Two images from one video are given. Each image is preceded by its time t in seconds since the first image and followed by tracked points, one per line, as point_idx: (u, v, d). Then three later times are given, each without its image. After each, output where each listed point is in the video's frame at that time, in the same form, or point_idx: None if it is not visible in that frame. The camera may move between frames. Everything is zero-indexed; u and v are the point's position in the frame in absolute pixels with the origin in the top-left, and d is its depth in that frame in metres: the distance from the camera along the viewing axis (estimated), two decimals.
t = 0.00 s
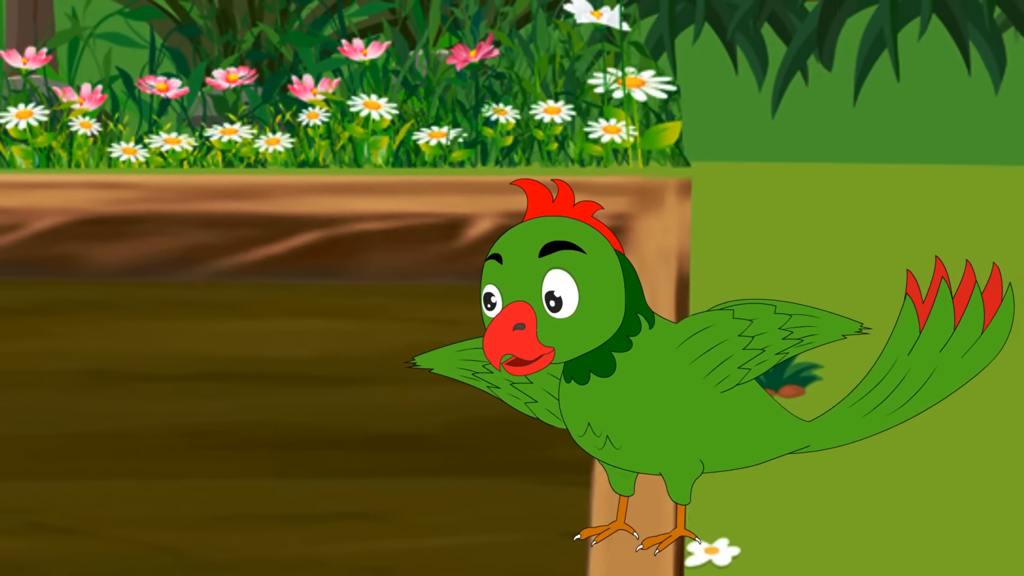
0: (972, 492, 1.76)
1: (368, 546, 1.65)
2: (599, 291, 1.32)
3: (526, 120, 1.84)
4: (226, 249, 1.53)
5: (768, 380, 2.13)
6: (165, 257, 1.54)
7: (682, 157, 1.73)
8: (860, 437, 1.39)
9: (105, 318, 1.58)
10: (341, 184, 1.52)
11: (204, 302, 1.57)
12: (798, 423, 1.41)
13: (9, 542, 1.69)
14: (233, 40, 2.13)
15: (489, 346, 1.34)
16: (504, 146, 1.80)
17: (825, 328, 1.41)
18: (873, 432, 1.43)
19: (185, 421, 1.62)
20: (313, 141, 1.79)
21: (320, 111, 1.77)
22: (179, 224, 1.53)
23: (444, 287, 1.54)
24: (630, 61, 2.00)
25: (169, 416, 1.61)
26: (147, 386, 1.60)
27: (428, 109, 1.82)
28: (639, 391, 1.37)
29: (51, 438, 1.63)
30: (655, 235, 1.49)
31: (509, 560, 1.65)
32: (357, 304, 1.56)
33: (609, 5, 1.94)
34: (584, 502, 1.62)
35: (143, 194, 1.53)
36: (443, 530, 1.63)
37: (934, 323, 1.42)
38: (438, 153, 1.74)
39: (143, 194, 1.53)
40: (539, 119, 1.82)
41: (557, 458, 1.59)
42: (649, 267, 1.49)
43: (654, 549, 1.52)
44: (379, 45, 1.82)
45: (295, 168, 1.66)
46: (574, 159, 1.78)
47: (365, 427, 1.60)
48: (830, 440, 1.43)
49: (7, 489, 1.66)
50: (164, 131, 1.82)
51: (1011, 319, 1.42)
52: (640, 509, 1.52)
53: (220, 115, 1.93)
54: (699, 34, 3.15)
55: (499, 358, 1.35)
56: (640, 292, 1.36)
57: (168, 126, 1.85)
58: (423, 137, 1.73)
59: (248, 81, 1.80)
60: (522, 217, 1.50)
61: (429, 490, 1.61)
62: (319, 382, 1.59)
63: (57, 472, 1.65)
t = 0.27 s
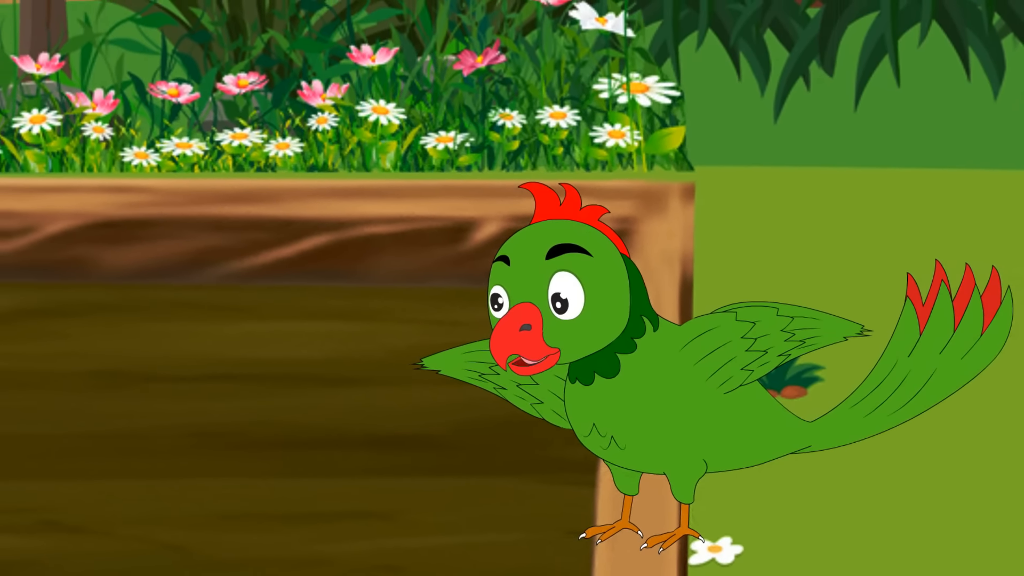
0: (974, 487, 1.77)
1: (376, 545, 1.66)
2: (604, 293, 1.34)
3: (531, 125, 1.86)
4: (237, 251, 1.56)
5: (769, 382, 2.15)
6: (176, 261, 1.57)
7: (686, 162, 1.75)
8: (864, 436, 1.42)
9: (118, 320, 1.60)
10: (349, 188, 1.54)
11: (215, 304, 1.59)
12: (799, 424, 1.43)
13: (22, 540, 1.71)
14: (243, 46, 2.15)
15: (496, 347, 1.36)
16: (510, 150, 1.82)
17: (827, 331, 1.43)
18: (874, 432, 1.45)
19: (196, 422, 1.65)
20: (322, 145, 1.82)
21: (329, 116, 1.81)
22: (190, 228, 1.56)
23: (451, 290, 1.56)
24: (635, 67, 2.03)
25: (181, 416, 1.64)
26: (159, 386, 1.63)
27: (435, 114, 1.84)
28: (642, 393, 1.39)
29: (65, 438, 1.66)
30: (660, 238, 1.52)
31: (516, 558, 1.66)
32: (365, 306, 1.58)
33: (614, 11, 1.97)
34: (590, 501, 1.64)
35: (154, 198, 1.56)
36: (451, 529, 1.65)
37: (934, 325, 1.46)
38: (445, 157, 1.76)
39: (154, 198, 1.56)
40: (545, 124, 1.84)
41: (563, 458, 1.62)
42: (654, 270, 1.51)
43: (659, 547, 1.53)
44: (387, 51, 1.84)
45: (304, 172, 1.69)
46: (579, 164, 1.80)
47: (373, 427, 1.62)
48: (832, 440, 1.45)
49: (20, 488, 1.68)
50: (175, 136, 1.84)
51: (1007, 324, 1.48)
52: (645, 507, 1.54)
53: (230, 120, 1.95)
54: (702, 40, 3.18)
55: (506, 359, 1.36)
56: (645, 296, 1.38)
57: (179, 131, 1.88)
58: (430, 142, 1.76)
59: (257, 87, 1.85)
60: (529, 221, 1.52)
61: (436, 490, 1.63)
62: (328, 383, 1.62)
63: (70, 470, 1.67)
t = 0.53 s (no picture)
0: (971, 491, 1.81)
1: (386, 544, 1.69)
2: (609, 296, 1.36)
3: (537, 130, 1.88)
4: (248, 255, 1.58)
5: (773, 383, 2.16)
6: (189, 263, 1.59)
7: (690, 167, 1.77)
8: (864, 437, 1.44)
9: (131, 322, 1.63)
10: (359, 192, 1.56)
11: (227, 307, 1.62)
12: (801, 424, 1.45)
13: (37, 539, 1.73)
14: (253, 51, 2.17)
15: (502, 347, 1.40)
16: (517, 155, 1.85)
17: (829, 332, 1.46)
18: (875, 432, 1.47)
19: (209, 423, 1.68)
20: (332, 150, 1.85)
21: (338, 121, 1.83)
22: (201, 231, 1.58)
23: (458, 292, 1.59)
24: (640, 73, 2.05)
25: (194, 417, 1.68)
26: (172, 388, 1.66)
27: (442, 119, 1.88)
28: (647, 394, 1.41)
29: (80, 438, 1.69)
30: (663, 241, 1.54)
31: (524, 557, 1.69)
32: (374, 308, 1.61)
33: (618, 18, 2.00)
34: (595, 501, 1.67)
35: (166, 202, 1.58)
36: (459, 528, 1.68)
37: (934, 326, 1.47)
38: (453, 162, 1.78)
39: (166, 202, 1.58)
40: (551, 129, 1.86)
41: (568, 458, 1.65)
42: (658, 273, 1.53)
43: (663, 545, 1.55)
44: (396, 57, 1.87)
45: (313, 176, 1.71)
46: (584, 168, 1.83)
47: (382, 428, 1.65)
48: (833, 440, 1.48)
49: (35, 488, 1.71)
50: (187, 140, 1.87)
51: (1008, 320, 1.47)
52: (649, 506, 1.57)
53: (240, 125, 1.98)
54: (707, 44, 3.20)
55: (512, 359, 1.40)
56: (649, 299, 1.41)
57: (190, 136, 1.91)
58: (438, 146, 1.79)
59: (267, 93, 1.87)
60: (535, 224, 1.54)
61: (444, 490, 1.66)
62: (337, 385, 1.65)
63: (84, 470, 1.70)
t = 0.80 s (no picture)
0: (971, 483, 1.83)
1: (395, 543, 1.71)
2: (615, 296, 1.38)
3: (544, 134, 1.90)
4: (258, 257, 1.60)
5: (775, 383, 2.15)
6: (200, 266, 1.62)
7: (693, 171, 1.79)
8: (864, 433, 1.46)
9: (144, 325, 1.66)
10: (368, 196, 1.59)
11: (238, 309, 1.65)
12: (802, 424, 1.48)
13: (49, 537, 1.76)
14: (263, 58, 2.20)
15: (509, 346, 1.41)
16: (523, 159, 1.87)
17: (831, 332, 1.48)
18: (875, 430, 1.50)
19: (220, 424, 1.70)
20: (341, 154, 1.88)
21: (347, 126, 1.88)
22: (212, 234, 1.61)
23: (465, 294, 1.61)
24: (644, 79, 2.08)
25: (205, 417, 1.70)
26: (183, 389, 1.70)
27: (450, 124, 1.90)
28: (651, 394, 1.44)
29: (92, 438, 1.71)
30: (668, 244, 1.56)
31: (531, 556, 1.71)
32: (382, 310, 1.64)
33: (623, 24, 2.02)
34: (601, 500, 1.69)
35: (177, 206, 1.61)
36: (466, 527, 1.70)
37: (930, 323, 1.50)
38: (460, 166, 1.81)
39: (178, 205, 1.61)
40: (557, 133, 1.89)
41: (572, 458, 1.68)
42: (662, 275, 1.55)
43: (667, 544, 1.57)
44: (403, 63, 1.90)
45: (323, 180, 1.74)
46: (590, 172, 1.85)
47: (390, 428, 1.68)
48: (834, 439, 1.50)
49: (48, 487, 1.74)
50: (197, 145, 1.90)
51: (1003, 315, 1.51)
52: (652, 505, 1.60)
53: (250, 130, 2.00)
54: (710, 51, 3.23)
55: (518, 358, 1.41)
56: (654, 300, 1.43)
57: (201, 140, 1.93)
58: (446, 151, 1.81)
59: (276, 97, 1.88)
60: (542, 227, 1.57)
61: (451, 489, 1.68)
62: (346, 385, 1.67)
63: (96, 470, 1.72)
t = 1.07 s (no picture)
0: (971, 514, 1.89)
1: (405, 540, 1.75)
2: (624, 290, 1.41)
3: (550, 139, 1.93)
4: (270, 260, 1.63)
5: (778, 384, 2.32)
6: (212, 269, 1.64)
7: (698, 175, 1.82)
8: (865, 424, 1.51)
9: (157, 326, 1.69)
10: (377, 200, 1.62)
11: (249, 310, 1.68)
12: (803, 422, 1.51)
13: (63, 535, 1.79)
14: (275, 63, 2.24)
15: (515, 333, 1.43)
16: (530, 163, 1.89)
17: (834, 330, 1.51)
18: (873, 416, 1.54)
19: (229, 424, 1.72)
20: (350, 159, 1.91)
21: (356, 132, 1.90)
22: (223, 237, 1.63)
23: (472, 297, 1.64)
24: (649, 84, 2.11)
25: (216, 418, 1.72)
26: (195, 389, 1.71)
27: (457, 129, 1.93)
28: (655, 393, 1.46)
29: (104, 438, 1.73)
30: (672, 248, 1.59)
31: (533, 554, 1.75)
32: (391, 312, 1.66)
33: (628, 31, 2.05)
34: (606, 499, 1.72)
35: (189, 210, 1.64)
36: (472, 525, 1.74)
37: (914, 302, 1.54)
38: (468, 170, 1.85)
39: (190, 209, 1.64)
40: (562, 138, 1.91)
41: (581, 457, 1.69)
42: (668, 276, 1.58)
43: (671, 542, 1.61)
44: (412, 69, 1.93)
45: (332, 184, 1.77)
46: (594, 176, 1.88)
47: (399, 428, 1.70)
48: (834, 431, 1.55)
49: (61, 486, 1.76)
50: (209, 150, 1.93)
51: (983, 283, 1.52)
52: (657, 504, 1.61)
53: (261, 135, 2.03)
54: (714, 56, 3.25)
55: (524, 346, 1.43)
56: (661, 299, 1.46)
57: (213, 145, 1.96)
58: (453, 155, 1.84)
59: (287, 104, 1.94)
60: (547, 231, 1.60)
61: (459, 488, 1.71)
62: (356, 386, 1.69)
63: (108, 470, 1.74)
